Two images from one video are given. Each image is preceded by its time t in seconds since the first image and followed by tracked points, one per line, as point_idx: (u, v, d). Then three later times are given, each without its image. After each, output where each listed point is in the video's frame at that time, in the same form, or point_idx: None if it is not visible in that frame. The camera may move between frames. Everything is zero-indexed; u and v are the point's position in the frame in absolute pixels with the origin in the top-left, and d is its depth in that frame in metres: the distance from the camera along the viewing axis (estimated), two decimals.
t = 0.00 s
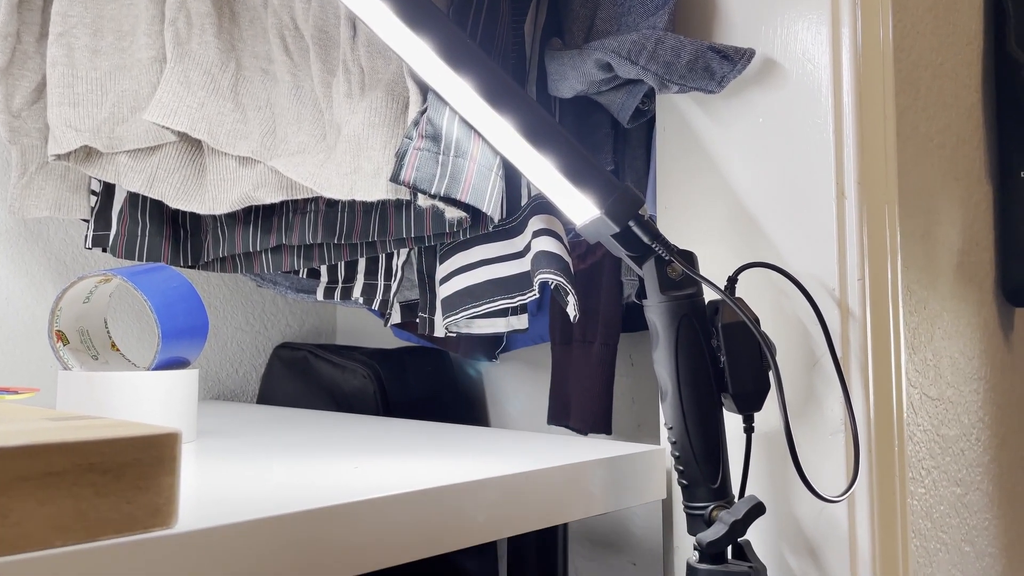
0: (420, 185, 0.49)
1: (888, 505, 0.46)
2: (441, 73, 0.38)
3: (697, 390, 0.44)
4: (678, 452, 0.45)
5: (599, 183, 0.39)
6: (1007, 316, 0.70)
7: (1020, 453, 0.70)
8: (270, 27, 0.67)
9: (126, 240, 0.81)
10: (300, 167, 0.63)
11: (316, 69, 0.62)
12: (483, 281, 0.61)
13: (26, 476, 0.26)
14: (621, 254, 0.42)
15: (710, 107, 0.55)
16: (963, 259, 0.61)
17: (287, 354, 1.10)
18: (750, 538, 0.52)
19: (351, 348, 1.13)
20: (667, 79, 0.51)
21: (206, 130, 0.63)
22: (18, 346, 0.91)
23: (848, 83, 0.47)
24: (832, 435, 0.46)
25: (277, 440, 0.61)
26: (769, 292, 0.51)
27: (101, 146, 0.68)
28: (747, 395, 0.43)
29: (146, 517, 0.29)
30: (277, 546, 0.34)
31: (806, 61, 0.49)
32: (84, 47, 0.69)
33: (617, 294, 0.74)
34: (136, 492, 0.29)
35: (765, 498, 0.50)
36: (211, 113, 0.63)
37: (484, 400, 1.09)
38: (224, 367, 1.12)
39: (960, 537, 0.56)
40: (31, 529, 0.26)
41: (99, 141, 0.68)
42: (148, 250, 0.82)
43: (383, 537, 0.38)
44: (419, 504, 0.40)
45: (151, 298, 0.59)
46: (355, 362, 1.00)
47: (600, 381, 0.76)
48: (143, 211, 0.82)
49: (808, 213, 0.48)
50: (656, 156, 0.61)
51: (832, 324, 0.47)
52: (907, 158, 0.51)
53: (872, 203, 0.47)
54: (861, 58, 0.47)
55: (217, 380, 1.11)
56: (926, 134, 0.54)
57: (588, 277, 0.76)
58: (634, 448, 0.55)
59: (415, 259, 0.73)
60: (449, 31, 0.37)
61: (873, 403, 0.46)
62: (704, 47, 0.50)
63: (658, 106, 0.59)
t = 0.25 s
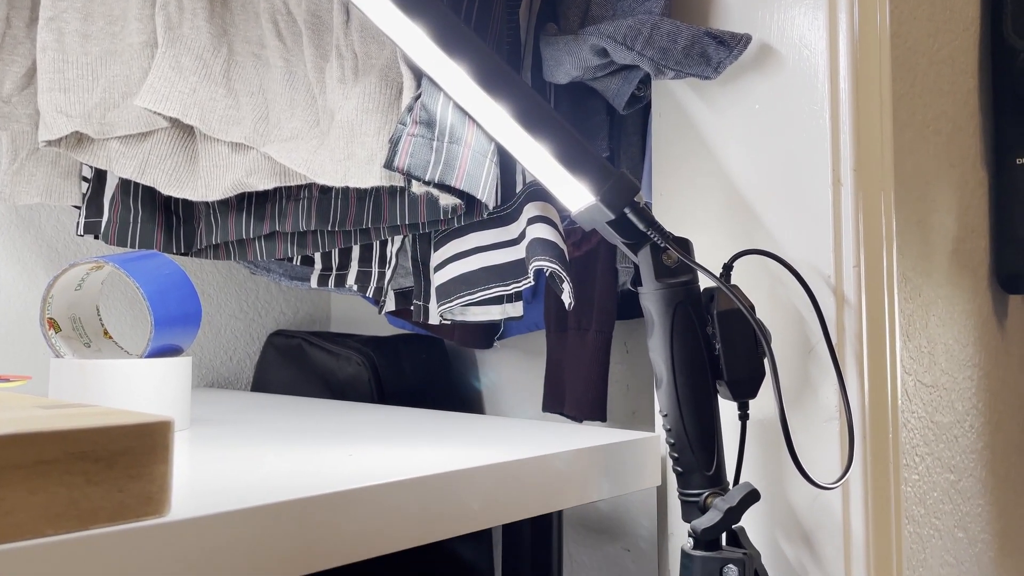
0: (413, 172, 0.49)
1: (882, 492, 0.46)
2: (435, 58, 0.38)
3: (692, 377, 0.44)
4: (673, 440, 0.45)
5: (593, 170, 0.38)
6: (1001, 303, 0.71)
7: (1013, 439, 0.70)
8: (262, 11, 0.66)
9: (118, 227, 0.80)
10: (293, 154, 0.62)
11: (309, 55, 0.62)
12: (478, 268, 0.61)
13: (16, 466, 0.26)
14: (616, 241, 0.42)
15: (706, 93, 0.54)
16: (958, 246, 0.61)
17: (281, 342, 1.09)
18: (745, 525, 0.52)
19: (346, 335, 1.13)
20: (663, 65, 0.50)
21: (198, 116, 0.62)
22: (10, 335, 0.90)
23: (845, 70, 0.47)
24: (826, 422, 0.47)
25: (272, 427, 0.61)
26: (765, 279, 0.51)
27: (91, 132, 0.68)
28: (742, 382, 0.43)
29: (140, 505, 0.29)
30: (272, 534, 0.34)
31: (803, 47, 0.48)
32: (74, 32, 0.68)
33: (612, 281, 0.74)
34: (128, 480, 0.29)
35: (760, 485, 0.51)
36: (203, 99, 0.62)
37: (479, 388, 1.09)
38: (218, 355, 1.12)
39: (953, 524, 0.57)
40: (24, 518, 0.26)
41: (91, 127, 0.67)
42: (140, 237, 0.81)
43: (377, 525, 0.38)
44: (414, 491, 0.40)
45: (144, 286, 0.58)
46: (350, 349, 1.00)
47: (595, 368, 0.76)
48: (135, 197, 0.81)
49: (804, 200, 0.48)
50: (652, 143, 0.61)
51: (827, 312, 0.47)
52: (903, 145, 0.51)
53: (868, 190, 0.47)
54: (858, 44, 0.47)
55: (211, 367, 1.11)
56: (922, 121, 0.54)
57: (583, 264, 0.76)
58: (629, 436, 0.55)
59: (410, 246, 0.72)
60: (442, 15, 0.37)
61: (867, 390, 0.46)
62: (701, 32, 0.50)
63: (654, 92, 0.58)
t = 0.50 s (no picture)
0: (408, 158, 0.48)
1: (877, 478, 0.46)
2: (429, 43, 0.37)
3: (687, 364, 0.44)
4: (668, 427, 0.45)
5: (589, 156, 0.38)
6: (996, 290, 0.71)
7: (1007, 426, 0.71)
8: None
9: (111, 214, 0.79)
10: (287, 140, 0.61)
11: (303, 40, 0.61)
12: (474, 256, 0.61)
13: (8, 455, 0.25)
14: (611, 227, 0.42)
15: (702, 78, 0.54)
16: (954, 233, 0.61)
17: (276, 329, 1.09)
18: (740, 512, 0.52)
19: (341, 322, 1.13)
20: (659, 51, 0.50)
21: (191, 101, 0.61)
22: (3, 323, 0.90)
23: (842, 55, 0.47)
24: (822, 409, 0.47)
25: (268, 415, 0.61)
26: (761, 267, 0.51)
27: (83, 118, 0.66)
28: (738, 369, 0.43)
29: (134, 493, 0.29)
30: (268, 521, 0.34)
31: (800, 33, 0.48)
32: (65, 17, 0.67)
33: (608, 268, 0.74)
34: (121, 468, 0.29)
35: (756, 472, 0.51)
36: (196, 84, 0.61)
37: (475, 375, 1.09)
38: (212, 342, 1.12)
39: (947, 510, 0.57)
40: (16, 506, 0.26)
41: (83, 112, 0.66)
42: (133, 224, 0.81)
43: (373, 512, 0.38)
44: (410, 478, 0.40)
45: (137, 273, 0.58)
46: (345, 337, 0.99)
47: (591, 355, 0.76)
48: (128, 183, 0.80)
49: (800, 187, 0.48)
50: (648, 129, 0.60)
51: (823, 298, 0.47)
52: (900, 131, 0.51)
53: (865, 177, 0.46)
54: (856, 29, 0.46)
55: (205, 354, 1.10)
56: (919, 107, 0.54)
57: (579, 251, 0.76)
58: (625, 423, 0.55)
59: (405, 234, 0.72)
60: None
61: (863, 377, 0.46)
62: (698, 17, 0.49)
63: (650, 77, 0.58)
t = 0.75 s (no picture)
0: (403, 144, 0.48)
1: (872, 464, 0.47)
2: (423, 26, 0.37)
3: (684, 352, 0.44)
4: (664, 414, 0.45)
5: (586, 142, 0.38)
6: (992, 276, 0.71)
7: (1001, 412, 0.71)
8: None
9: (104, 200, 0.79)
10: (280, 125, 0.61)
11: (296, 25, 0.61)
12: (469, 242, 0.60)
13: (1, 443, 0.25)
14: (608, 214, 0.42)
15: (699, 63, 0.54)
16: (950, 219, 0.61)
17: (271, 316, 1.09)
18: (736, 498, 0.52)
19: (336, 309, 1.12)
20: (657, 35, 0.49)
21: (184, 87, 0.61)
22: None
23: (840, 40, 0.46)
24: (819, 395, 0.47)
25: (264, 402, 0.61)
26: (758, 253, 0.50)
27: (76, 104, 0.66)
28: (735, 356, 0.43)
29: (128, 481, 0.29)
30: (264, 508, 0.34)
31: (798, 17, 0.48)
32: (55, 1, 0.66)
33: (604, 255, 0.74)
34: (114, 456, 0.28)
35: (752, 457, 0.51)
36: (189, 70, 0.61)
37: (471, 362, 1.10)
38: (208, 330, 1.12)
39: (941, 495, 0.58)
40: (8, 494, 0.26)
41: (75, 98, 0.65)
42: (127, 210, 0.80)
43: (370, 499, 0.38)
44: (407, 464, 0.40)
45: (131, 259, 0.57)
46: (340, 324, 0.99)
47: (587, 342, 0.76)
48: (121, 169, 0.80)
49: (798, 173, 0.48)
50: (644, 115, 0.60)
51: (820, 285, 0.47)
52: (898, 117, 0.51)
53: (862, 162, 0.46)
54: (854, 13, 0.46)
55: (201, 341, 1.10)
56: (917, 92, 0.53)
57: (576, 238, 0.75)
58: (621, 410, 0.55)
59: (400, 220, 0.72)
60: None
61: (858, 364, 0.46)
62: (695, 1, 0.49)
63: (647, 61, 0.57)
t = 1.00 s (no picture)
0: (399, 129, 0.47)
1: (868, 450, 0.47)
2: (419, 10, 0.36)
3: (681, 339, 0.44)
4: (661, 401, 0.45)
5: (583, 128, 0.38)
6: (989, 262, 0.71)
7: (996, 397, 0.71)
8: None
9: (99, 186, 0.78)
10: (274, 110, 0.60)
11: (291, 9, 0.60)
12: (466, 229, 0.60)
13: None
14: (604, 200, 0.42)
15: (697, 48, 0.53)
16: (948, 205, 0.60)
17: (267, 303, 1.08)
18: (733, 484, 0.52)
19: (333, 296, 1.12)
20: (654, 20, 0.49)
21: (178, 72, 0.60)
22: None
23: (838, 24, 0.46)
24: (816, 382, 0.47)
25: (260, 390, 0.61)
26: (756, 240, 0.50)
27: (69, 88, 0.65)
28: (732, 343, 0.43)
29: (122, 469, 0.29)
30: (260, 495, 0.34)
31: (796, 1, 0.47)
32: None
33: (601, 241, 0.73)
34: (108, 444, 0.28)
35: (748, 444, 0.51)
36: (182, 54, 0.60)
37: (467, 348, 1.09)
38: (203, 317, 1.11)
39: (937, 481, 0.58)
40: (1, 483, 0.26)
41: (68, 83, 0.64)
42: (121, 197, 0.80)
43: (366, 486, 0.38)
44: (403, 451, 0.40)
45: (125, 247, 0.57)
46: (337, 310, 0.99)
47: (584, 329, 0.76)
48: (115, 155, 0.79)
49: (796, 160, 0.47)
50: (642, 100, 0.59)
51: (818, 272, 0.46)
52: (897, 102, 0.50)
53: (859, 148, 0.46)
54: None
55: (197, 329, 1.10)
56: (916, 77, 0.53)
57: (572, 224, 0.75)
58: (617, 397, 0.55)
59: (396, 207, 0.71)
60: None
61: (855, 351, 0.46)
62: None
63: (644, 45, 0.57)
